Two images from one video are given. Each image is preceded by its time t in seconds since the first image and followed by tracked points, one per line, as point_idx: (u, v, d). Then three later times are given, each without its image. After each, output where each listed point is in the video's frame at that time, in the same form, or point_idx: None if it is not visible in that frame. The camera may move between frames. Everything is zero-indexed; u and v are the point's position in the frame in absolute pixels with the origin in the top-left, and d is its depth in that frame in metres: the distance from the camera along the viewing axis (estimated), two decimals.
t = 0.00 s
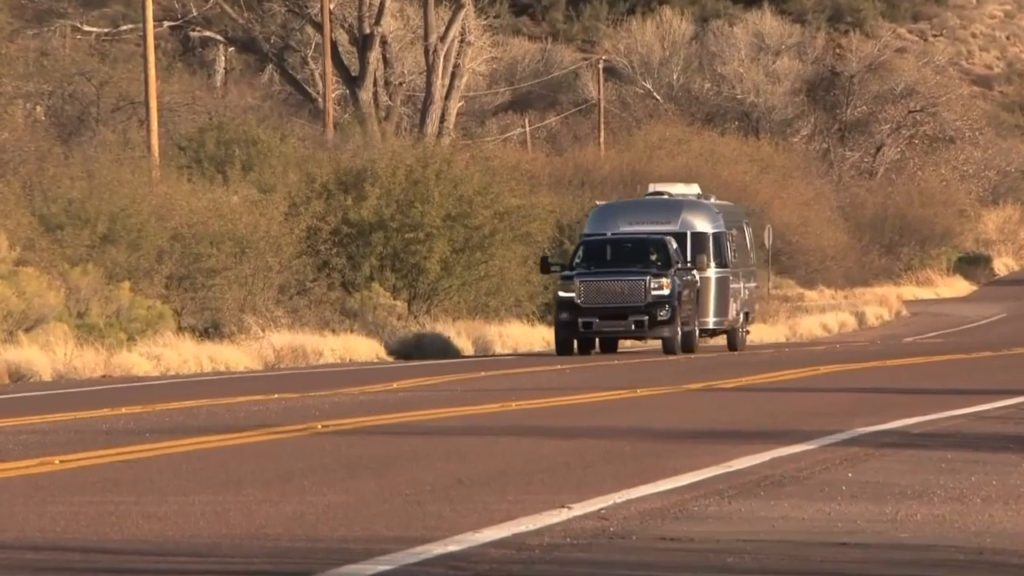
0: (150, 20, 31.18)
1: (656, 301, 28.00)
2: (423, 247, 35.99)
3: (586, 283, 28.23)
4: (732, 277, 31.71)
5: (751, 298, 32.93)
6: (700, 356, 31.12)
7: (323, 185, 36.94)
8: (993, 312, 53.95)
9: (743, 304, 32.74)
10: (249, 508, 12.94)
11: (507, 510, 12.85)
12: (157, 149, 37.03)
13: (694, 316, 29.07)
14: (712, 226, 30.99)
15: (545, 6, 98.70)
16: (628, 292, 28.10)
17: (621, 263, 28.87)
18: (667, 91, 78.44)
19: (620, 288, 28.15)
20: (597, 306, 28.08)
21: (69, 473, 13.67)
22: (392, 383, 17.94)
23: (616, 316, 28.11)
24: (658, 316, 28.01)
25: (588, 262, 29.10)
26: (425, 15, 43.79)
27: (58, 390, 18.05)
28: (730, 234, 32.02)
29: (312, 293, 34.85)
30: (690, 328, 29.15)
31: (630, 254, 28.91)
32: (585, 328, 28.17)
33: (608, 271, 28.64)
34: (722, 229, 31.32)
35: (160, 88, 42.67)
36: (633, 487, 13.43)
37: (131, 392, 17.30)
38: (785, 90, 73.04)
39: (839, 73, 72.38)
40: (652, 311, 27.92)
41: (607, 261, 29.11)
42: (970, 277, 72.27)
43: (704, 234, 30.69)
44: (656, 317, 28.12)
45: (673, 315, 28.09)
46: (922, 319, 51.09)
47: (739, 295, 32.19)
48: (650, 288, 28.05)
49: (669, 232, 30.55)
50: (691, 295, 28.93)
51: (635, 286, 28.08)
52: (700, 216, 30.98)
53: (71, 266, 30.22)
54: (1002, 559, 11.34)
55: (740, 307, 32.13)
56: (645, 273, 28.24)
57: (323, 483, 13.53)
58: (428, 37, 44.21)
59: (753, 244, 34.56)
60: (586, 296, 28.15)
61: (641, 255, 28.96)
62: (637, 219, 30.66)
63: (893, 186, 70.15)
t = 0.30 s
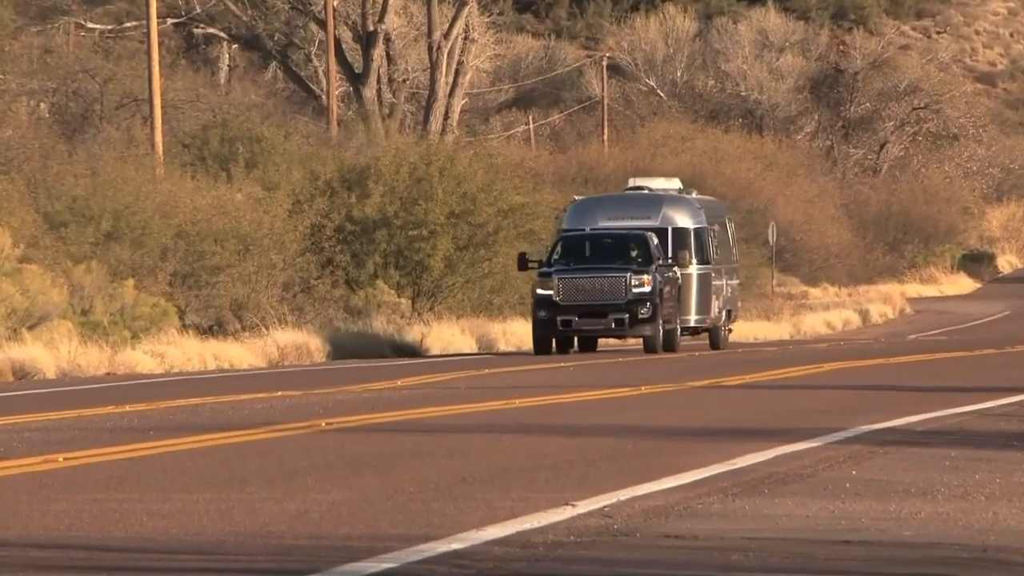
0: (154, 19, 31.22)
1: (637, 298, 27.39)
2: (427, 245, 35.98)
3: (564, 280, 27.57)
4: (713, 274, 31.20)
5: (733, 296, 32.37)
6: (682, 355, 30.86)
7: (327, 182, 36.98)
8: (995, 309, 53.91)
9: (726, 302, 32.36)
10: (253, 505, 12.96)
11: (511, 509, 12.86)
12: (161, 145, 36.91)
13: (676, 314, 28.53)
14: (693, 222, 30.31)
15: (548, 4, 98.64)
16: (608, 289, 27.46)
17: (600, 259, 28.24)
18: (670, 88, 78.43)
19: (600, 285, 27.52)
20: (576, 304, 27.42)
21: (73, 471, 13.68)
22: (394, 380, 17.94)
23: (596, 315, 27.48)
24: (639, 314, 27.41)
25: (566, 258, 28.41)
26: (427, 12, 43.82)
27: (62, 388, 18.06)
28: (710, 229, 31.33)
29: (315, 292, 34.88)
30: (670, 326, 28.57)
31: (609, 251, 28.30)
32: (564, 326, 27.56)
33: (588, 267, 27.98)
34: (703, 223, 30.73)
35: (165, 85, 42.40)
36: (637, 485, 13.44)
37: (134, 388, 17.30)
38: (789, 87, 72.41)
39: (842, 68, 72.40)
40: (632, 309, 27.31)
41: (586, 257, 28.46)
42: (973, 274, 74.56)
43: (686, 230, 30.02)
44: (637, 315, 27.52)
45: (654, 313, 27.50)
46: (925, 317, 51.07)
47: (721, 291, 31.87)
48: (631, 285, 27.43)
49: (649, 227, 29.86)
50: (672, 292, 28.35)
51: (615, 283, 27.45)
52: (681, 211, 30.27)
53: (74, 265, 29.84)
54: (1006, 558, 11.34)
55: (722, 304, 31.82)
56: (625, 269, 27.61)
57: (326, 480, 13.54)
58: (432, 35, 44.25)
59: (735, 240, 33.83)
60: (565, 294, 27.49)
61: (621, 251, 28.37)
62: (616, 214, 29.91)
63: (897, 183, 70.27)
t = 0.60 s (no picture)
0: (167, 19, 31.27)
1: (626, 298, 26.71)
2: (439, 244, 36.00)
3: (550, 279, 26.89)
4: (702, 273, 30.42)
5: (722, 295, 31.67)
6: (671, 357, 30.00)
7: (339, 182, 37.05)
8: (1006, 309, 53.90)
9: (716, 302, 31.61)
10: (266, 505, 12.97)
11: (523, 508, 12.88)
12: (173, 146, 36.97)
13: (664, 315, 27.89)
14: (683, 220, 29.78)
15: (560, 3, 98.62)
16: (596, 289, 26.76)
17: (588, 259, 27.62)
18: (682, 88, 78.40)
19: (588, 285, 26.83)
20: (563, 303, 26.72)
21: (87, 470, 13.69)
22: (406, 379, 17.95)
23: (584, 315, 26.79)
24: (628, 315, 26.73)
25: (553, 258, 27.75)
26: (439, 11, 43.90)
27: (75, 387, 18.08)
28: (700, 227, 30.56)
29: (328, 290, 34.88)
30: (659, 327, 27.88)
31: (596, 251, 27.68)
32: (551, 327, 26.84)
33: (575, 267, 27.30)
34: (693, 221, 30.15)
35: (177, 85, 42.50)
36: (650, 484, 13.44)
37: (146, 388, 17.31)
38: (801, 86, 72.27)
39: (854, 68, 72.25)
40: (621, 309, 26.65)
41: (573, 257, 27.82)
42: (985, 274, 74.81)
43: (675, 227, 29.55)
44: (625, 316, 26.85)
45: (643, 313, 26.86)
46: (937, 317, 51.04)
47: (711, 291, 31.08)
48: (620, 284, 26.74)
49: (637, 225, 29.46)
50: (661, 292, 27.70)
51: (604, 282, 26.76)
52: (670, 209, 29.78)
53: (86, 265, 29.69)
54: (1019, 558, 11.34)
55: (712, 304, 31.03)
56: (614, 268, 26.94)
57: (339, 480, 13.55)
58: (444, 35, 44.29)
59: (724, 238, 33.13)
60: (552, 293, 26.80)
61: (609, 250, 27.76)
62: (603, 211, 29.44)
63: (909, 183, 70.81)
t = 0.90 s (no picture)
0: (186, 20, 31.28)
1: (622, 299, 26.15)
2: (459, 244, 36.00)
3: (544, 279, 26.33)
4: (700, 272, 29.97)
5: (721, 295, 31.33)
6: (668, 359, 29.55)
7: (359, 183, 37.15)
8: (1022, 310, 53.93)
9: (713, 302, 31.26)
10: (287, 505, 12.98)
11: (543, 509, 12.89)
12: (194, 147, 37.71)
13: (661, 316, 27.47)
14: (679, 218, 28.98)
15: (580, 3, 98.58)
16: (592, 289, 26.22)
17: (582, 257, 26.96)
18: (701, 88, 78.00)
19: (583, 285, 26.27)
20: (558, 303, 26.17)
21: (109, 470, 13.69)
22: (425, 378, 17.95)
23: (579, 316, 26.20)
24: (625, 316, 26.17)
25: (546, 258, 27.06)
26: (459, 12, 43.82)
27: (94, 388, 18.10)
28: (696, 227, 29.98)
29: (348, 290, 35.22)
30: (656, 327, 27.36)
31: (590, 251, 27.02)
32: (544, 329, 26.25)
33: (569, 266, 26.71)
34: (689, 219, 29.43)
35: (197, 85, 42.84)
36: (670, 484, 13.44)
37: (165, 388, 17.32)
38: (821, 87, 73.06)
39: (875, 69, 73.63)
40: (617, 310, 26.08)
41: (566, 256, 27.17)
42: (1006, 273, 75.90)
43: (672, 226, 28.74)
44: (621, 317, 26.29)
45: (640, 314, 26.30)
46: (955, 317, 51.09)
47: (708, 291, 30.68)
48: (616, 284, 26.20)
49: (633, 223, 28.59)
50: (658, 291, 27.18)
51: (599, 282, 26.21)
52: (667, 206, 28.95)
53: (107, 266, 29.37)
54: None
55: (709, 304, 30.61)
56: (609, 268, 26.36)
57: (360, 480, 13.54)
58: (465, 34, 44.17)
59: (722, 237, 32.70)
60: (546, 293, 26.23)
61: (604, 249, 27.08)
62: (597, 208, 28.54)
63: (929, 184, 71.20)
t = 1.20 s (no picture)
0: (206, 21, 31.47)
1: (616, 299, 25.88)
2: (478, 243, 36.71)
3: (535, 280, 26.08)
4: (696, 273, 29.45)
5: (716, 296, 30.83)
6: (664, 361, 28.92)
7: (379, 183, 37.73)
8: None
9: (710, 302, 30.78)
10: (306, 505, 12.98)
11: (561, 509, 12.90)
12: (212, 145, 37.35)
13: (657, 318, 26.96)
14: (675, 217, 28.73)
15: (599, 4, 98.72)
16: (585, 289, 25.98)
17: (575, 257, 26.72)
18: (721, 88, 78.49)
19: (575, 285, 26.04)
20: (549, 304, 25.90)
21: (128, 470, 13.71)
22: (444, 379, 17.94)
23: (572, 316, 25.94)
24: (619, 316, 25.87)
25: (538, 257, 26.86)
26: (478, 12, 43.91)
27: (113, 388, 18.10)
28: (692, 225, 29.54)
29: (367, 290, 35.61)
30: (652, 330, 26.94)
31: (584, 250, 26.82)
32: (537, 329, 25.96)
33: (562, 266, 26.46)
34: (686, 218, 29.16)
35: (217, 86, 41.98)
36: (688, 485, 13.45)
37: (182, 388, 17.31)
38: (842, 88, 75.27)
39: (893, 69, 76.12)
40: (611, 311, 25.80)
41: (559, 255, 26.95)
42: None
43: (667, 224, 28.49)
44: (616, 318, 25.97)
45: (635, 315, 25.96)
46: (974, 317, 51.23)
47: (704, 292, 30.15)
48: (610, 284, 25.95)
49: (628, 222, 28.36)
50: (653, 293, 26.84)
51: (593, 282, 25.98)
52: (662, 204, 28.72)
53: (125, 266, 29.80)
54: None
55: (705, 305, 30.06)
56: (603, 268, 26.15)
57: (378, 480, 13.55)
58: (483, 34, 44.26)
59: (718, 237, 32.29)
60: (538, 293, 25.98)
61: (598, 249, 26.88)
62: (590, 207, 28.45)
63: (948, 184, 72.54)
